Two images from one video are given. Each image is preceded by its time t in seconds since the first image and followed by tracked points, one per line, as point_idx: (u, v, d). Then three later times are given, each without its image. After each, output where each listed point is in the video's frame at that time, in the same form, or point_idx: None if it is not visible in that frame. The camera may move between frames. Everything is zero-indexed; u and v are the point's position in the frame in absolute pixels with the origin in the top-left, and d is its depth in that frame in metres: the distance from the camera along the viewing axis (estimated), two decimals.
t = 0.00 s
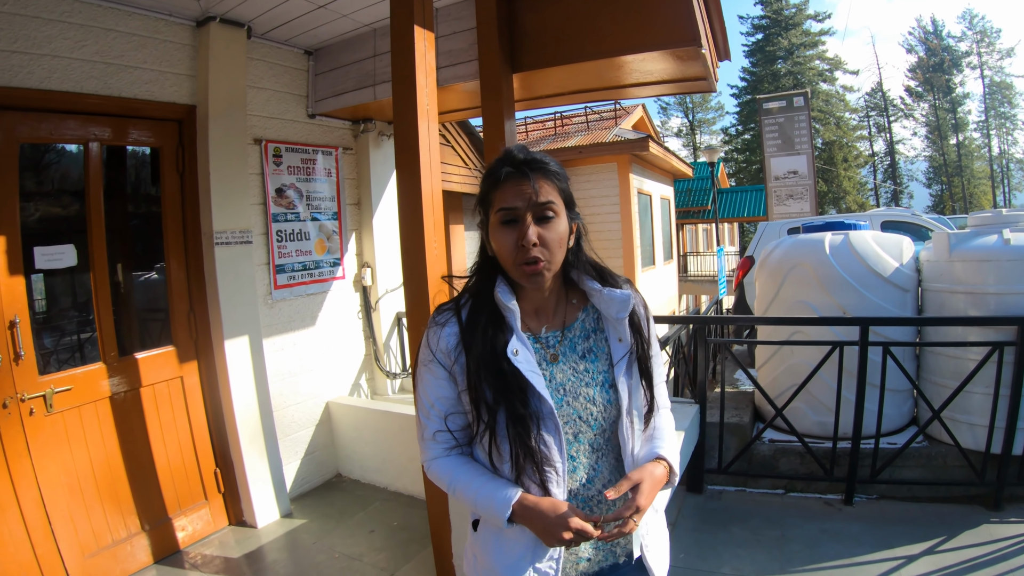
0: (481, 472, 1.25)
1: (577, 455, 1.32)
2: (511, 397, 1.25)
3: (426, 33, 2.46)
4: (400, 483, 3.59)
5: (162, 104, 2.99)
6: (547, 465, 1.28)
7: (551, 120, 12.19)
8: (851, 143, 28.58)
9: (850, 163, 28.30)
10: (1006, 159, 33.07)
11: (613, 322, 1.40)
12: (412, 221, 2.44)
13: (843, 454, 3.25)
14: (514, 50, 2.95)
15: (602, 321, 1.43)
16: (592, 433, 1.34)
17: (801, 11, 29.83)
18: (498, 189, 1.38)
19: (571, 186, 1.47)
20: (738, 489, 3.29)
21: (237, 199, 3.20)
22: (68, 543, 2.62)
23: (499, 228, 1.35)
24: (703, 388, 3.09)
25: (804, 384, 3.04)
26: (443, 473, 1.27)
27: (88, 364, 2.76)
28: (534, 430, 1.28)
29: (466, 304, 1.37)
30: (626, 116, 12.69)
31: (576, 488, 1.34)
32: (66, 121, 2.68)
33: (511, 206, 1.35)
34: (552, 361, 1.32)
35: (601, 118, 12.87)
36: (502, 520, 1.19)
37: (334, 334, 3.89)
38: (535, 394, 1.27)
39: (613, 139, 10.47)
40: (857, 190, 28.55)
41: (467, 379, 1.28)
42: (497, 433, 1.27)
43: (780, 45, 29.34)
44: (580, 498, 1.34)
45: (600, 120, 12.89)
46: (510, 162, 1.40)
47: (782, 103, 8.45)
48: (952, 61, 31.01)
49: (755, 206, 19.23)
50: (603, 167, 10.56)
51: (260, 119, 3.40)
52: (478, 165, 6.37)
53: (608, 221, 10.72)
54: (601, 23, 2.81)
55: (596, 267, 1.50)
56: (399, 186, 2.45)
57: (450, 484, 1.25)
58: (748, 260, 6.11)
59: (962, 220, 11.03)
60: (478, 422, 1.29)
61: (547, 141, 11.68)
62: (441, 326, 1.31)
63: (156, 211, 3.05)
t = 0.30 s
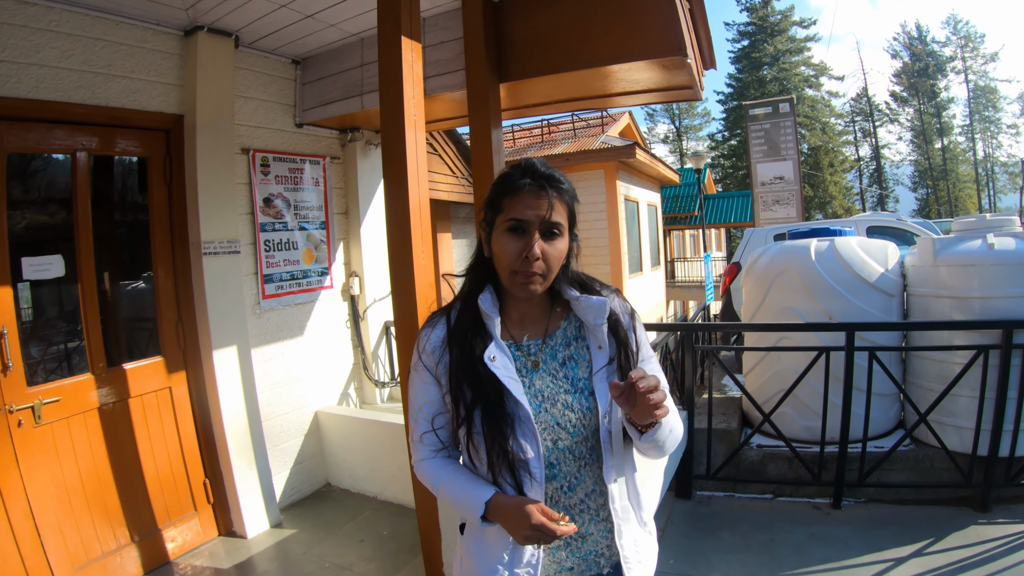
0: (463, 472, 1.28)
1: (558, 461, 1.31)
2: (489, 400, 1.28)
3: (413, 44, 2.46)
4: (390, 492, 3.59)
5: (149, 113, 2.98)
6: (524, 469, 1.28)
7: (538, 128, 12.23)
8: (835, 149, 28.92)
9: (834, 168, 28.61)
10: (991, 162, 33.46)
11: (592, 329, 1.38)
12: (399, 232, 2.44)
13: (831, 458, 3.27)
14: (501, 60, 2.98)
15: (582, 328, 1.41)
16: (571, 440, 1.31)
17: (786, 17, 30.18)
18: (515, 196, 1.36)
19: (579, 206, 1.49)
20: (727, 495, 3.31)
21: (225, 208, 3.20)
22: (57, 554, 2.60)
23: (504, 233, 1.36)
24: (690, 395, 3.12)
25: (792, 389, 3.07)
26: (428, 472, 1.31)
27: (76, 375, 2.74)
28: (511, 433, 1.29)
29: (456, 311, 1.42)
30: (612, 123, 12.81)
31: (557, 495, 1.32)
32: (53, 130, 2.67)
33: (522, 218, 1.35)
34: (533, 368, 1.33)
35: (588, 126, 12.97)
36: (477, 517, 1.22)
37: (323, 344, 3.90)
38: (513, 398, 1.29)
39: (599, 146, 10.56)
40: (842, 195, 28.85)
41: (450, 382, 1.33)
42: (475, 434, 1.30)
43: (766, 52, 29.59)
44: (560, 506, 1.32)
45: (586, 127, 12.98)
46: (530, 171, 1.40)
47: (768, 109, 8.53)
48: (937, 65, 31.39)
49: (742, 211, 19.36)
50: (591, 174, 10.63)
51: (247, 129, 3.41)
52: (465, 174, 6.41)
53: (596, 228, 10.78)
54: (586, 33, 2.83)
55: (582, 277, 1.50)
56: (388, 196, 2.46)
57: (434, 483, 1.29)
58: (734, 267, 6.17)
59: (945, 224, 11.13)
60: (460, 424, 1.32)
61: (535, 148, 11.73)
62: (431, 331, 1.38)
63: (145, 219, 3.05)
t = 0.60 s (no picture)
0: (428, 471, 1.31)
1: (526, 472, 1.31)
2: (460, 400, 1.30)
3: (405, 53, 2.47)
4: (380, 501, 3.58)
5: (140, 120, 2.97)
6: (486, 476, 1.29)
7: (527, 136, 12.25)
8: (823, 157, 29.19)
9: (822, 175, 28.86)
10: (978, 168, 33.83)
11: (574, 345, 1.38)
12: (390, 242, 2.45)
13: (821, 463, 3.29)
14: (492, 69, 3.00)
15: (564, 343, 1.41)
16: (541, 452, 1.32)
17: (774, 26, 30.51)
18: (519, 198, 1.37)
19: (579, 222, 1.50)
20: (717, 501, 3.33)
21: (216, 216, 3.20)
22: (44, 564, 2.57)
23: (503, 232, 1.36)
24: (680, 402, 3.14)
25: (781, 395, 3.09)
26: (399, 465, 1.35)
27: (65, 384, 2.72)
28: (477, 438, 1.30)
29: (443, 311, 1.45)
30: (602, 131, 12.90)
31: (521, 506, 1.32)
32: (44, 137, 2.66)
33: (523, 220, 1.36)
34: (510, 377, 1.34)
35: (578, 133, 13.04)
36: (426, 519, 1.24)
37: (313, 353, 3.89)
38: (483, 404, 1.30)
39: (589, 154, 10.62)
40: (829, 202, 29.08)
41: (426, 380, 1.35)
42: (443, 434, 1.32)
43: (754, 60, 29.79)
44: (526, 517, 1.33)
45: (577, 135, 13.06)
46: (539, 178, 1.42)
47: (757, 117, 8.56)
48: (924, 72, 31.74)
49: (731, 218, 19.51)
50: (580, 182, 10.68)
51: (238, 136, 3.40)
52: (455, 183, 6.43)
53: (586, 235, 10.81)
54: (574, 42, 2.85)
55: (574, 294, 1.50)
56: (379, 206, 2.46)
57: (402, 477, 1.33)
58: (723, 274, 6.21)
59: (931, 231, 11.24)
60: (432, 421, 1.35)
61: (525, 156, 11.77)
62: (417, 326, 1.42)
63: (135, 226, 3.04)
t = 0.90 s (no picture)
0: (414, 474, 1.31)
1: (509, 478, 1.31)
2: (448, 402, 1.30)
3: (400, 59, 2.48)
4: (374, 507, 3.57)
5: (135, 125, 2.97)
6: (470, 479, 1.29)
7: (521, 142, 12.26)
8: (815, 164, 29.39)
9: (815, 181, 29.01)
10: (970, 174, 34.07)
11: (563, 354, 1.39)
12: (385, 247, 2.45)
13: (815, 469, 3.30)
14: (486, 75, 3.01)
15: (553, 353, 1.42)
16: (526, 460, 1.32)
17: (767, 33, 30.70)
18: (525, 210, 1.38)
19: (579, 237, 1.51)
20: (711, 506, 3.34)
21: (211, 221, 3.20)
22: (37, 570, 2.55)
23: (506, 241, 1.36)
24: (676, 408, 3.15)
25: (776, 401, 3.10)
26: (385, 466, 1.35)
27: (58, 390, 2.70)
28: (463, 442, 1.30)
29: (435, 314, 1.45)
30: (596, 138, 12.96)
31: (503, 511, 1.32)
32: (38, 141, 2.65)
33: (526, 232, 1.37)
34: (498, 383, 1.34)
35: (572, 140, 13.09)
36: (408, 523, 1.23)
37: (307, 359, 3.88)
38: (471, 408, 1.30)
39: (583, 160, 10.66)
40: (822, 209, 29.23)
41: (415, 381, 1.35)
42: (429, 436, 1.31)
43: (746, 67, 29.85)
44: (508, 524, 1.32)
45: (570, 142, 13.10)
46: (548, 192, 1.43)
47: (749, 124, 8.62)
48: (916, 79, 31.97)
49: (724, 225, 19.61)
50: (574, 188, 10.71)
51: (233, 142, 3.40)
52: (450, 190, 6.44)
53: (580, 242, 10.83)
54: (569, 51, 2.86)
55: (565, 305, 1.52)
56: (374, 212, 2.47)
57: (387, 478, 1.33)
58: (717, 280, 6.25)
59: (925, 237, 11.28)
60: (418, 422, 1.35)
61: (519, 163, 11.79)
62: (410, 328, 1.41)
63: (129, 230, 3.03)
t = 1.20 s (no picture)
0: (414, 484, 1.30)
1: (509, 486, 1.31)
2: (448, 409, 1.29)
3: (400, 66, 2.48)
4: (371, 514, 3.56)
5: (133, 129, 2.97)
6: (471, 487, 1.28)
7: (517, 148, 12.29)
8: (811, 171, 29.52)
9: (811, 187, 29.10)
10: (966, 179, 34.21)
11: (561, 361, 1.40)
12: (383, 254, 2.45)
13: (812, 475, 3.31)
14: (485, 82, 3.03)
15: (551, 360, 1.43)
16: (526, 467, 1.32)
17: (763, 39, 30.85)
18: (519, 218, 1.38)
19: (573, 243, 1.52)
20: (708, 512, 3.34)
21: (208, 225, 3.20)
22: None
23: (501, 249, 1.36)
24: (672, 414, 3.15)
25: (773, 407, 3.10)
26: (385, 477, 1.34)
27: (54, 394, 2.69)
28: (463, 449, 1.29)
29: (433, 324, 1.45)
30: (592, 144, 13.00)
31: (504, 520, 1.32)
32: (36, 144, 2.65)
33: (520, 239, 1.37)
34: (497, 391, 1.34)
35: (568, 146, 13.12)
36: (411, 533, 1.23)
37: (304, 365, 3.88)
38: (471, 416, 1.30)
39: (579, 166, 10.68)
40: (818, 215, 29.30)
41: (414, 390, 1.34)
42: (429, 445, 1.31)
43: (744, 73, 29.96)
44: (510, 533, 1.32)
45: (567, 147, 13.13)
46: (541, 199, 1.44)
47: (745, 131, 8.66)
48: (912, 85, 32.12)
49: (720, 231, 19.65)
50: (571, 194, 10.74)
51: (231, 147, 3.41)
52: (446, 196, 6.46)
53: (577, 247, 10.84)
54: (570, 58, 2.87)
55: (563, 312, 1.53)
56: (372, 218, 2.47)
57: (388, 489, 1.32)
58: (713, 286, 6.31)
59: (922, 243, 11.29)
60: (418, 432, 1.34)
61: (516, 168, 11.81)
62: (407, 338, 1.41)
63: (126, 235, 3.03)
